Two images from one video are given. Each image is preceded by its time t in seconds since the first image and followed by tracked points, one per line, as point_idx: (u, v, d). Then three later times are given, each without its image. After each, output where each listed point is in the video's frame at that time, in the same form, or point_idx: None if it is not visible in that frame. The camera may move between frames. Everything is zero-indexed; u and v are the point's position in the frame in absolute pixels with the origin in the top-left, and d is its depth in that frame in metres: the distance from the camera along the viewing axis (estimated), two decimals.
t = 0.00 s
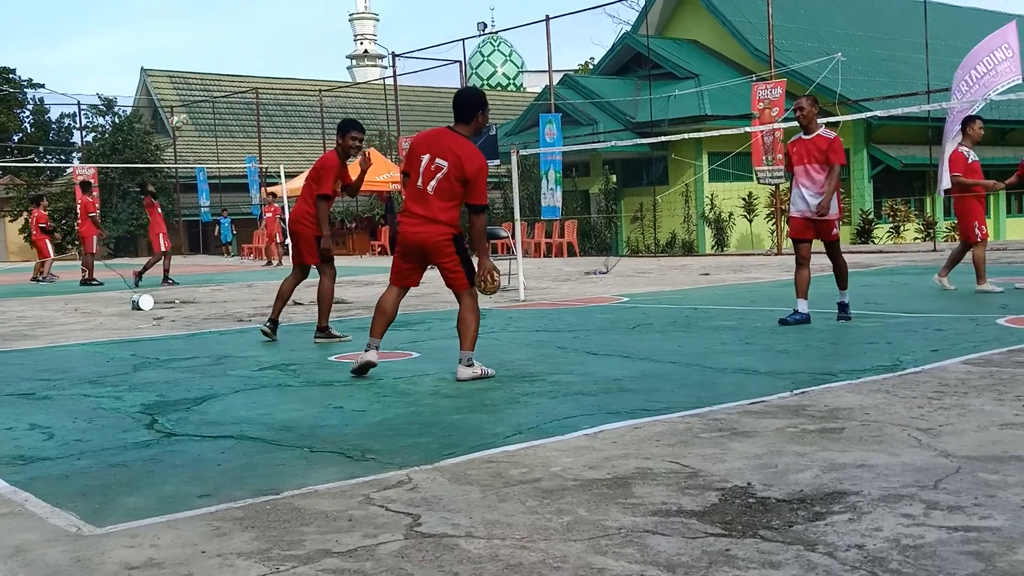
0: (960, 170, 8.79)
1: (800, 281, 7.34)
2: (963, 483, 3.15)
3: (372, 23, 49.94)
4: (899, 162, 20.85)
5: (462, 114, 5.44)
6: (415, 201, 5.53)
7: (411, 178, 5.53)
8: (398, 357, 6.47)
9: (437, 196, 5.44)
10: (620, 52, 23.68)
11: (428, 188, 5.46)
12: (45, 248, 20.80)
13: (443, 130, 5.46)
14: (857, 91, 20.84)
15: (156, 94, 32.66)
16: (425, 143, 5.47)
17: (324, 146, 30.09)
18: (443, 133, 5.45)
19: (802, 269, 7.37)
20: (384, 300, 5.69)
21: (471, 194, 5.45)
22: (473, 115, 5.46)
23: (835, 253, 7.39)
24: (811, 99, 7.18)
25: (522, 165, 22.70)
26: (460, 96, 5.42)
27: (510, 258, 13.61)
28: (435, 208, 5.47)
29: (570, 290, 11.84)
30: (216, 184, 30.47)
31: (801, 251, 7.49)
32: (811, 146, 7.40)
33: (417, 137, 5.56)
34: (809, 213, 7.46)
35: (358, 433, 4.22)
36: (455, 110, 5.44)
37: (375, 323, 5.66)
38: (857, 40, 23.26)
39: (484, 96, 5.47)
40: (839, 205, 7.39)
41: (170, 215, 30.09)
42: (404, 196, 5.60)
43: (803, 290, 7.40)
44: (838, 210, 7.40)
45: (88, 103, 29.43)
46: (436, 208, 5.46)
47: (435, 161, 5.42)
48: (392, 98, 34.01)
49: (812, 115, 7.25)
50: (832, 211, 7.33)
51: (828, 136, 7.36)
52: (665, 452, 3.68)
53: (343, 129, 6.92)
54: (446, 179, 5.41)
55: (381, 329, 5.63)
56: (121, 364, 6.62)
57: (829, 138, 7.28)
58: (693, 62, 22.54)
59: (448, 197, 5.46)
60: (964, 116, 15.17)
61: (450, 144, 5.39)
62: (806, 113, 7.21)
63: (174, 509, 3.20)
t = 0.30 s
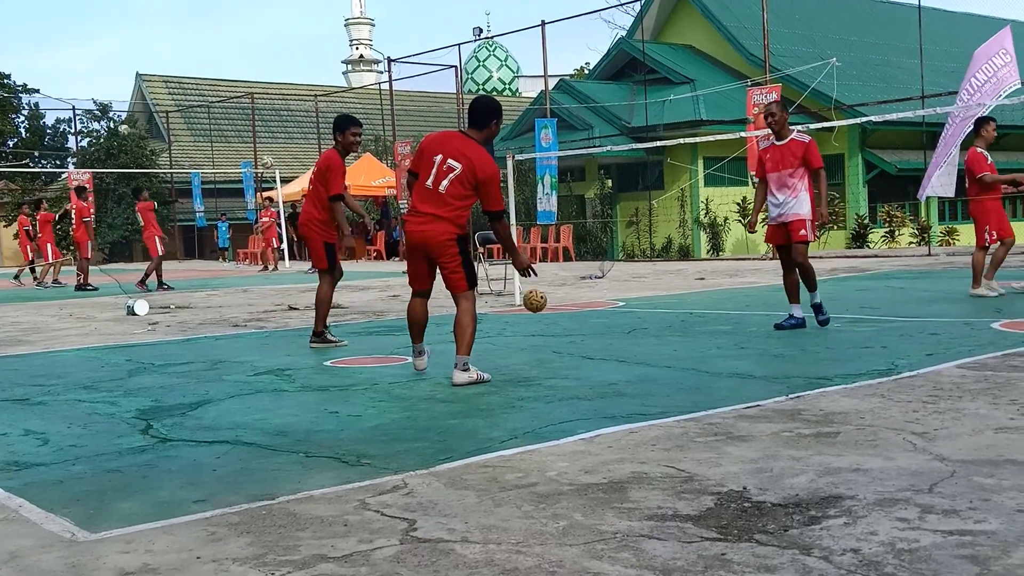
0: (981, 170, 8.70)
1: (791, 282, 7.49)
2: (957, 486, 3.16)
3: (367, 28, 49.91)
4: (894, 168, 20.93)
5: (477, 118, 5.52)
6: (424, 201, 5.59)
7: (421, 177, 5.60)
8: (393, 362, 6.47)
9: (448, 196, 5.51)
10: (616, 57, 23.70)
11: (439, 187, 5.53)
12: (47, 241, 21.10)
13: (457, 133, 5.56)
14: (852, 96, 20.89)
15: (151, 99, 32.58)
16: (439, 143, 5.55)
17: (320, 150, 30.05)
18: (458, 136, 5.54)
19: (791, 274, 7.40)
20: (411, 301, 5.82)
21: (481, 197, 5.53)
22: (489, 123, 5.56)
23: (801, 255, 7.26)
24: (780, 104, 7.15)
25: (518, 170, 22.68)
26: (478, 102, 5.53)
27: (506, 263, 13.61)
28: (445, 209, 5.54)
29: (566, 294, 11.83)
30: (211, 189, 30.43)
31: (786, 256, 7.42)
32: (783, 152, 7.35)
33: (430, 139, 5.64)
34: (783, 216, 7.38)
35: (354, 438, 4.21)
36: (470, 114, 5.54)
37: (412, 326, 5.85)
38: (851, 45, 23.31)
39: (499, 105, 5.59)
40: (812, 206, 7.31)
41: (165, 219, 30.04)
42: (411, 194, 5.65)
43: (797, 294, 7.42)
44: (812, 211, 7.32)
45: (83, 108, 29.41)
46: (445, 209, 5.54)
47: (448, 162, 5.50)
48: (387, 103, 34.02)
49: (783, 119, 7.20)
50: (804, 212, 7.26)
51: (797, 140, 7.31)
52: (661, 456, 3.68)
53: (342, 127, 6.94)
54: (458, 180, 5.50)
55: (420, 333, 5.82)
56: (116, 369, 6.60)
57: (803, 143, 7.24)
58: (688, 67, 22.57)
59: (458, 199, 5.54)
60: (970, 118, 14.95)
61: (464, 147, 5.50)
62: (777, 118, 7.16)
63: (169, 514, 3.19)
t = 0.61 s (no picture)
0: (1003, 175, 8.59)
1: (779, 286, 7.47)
2: (959, 489, 3.15)
3: (367, 30, 49.98)
4: (894, 170, 20.92)
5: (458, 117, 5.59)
6: (421, 207, 5.61)
7: (415, 183, 5.64)
8: (394, 365, 6.48)
9: (444, 197, 5.54)
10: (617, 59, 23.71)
11: (433, 191, 5.56)
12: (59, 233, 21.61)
13: (442, 135, 5.61)
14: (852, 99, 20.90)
15: (152, 102, 32.65)
16: (425, 148, 5.61)
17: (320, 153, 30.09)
18: (443, 137, 5.59)
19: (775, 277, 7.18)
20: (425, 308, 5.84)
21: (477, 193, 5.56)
22: (468, 119, 5.63)
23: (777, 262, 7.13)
24: (773, 108, 7.05)
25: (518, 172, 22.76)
26: (455, 102, 5.62)
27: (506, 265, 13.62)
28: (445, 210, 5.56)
29: (566, 297, 11.84)
30: (212, 192, 30.47)
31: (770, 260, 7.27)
32: (767, 157, 7.24)
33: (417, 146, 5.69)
34: (764, 222, 7.27)
35: (354, 441, 4.21)
36: (449, 115, 5.61)
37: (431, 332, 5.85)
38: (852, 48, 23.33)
39: (476, 101, 5.67)
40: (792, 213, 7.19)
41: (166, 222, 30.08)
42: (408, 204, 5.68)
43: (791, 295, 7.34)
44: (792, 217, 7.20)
45: (84, 111, 29.58)
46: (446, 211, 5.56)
47: (439, 163, 5.54)
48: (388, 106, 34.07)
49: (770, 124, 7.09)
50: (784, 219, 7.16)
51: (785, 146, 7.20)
52: (662, 460, 3.67)
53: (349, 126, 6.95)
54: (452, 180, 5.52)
55: (437, 336, 5.81)
56: (116, 372, 6.60)
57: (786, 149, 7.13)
58: (688, 70, 22.58)
59: (454, 198, 5.56)
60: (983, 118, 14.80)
61: (452, 147, 5.55)
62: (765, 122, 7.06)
63: (169, 517, 3.19)
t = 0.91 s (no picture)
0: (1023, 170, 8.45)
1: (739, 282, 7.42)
2: (955, 490, 3.16)
3: (367, 28, 49.92)
4: (893, 170, 20.90)
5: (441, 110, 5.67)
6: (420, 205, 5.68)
7: (410, 181, 5.70)
8: (389, 364, 6.45)
9: (443, 192, 5.62)
10: (616, 58, 23.69)
11: (431, 187, 5.64)
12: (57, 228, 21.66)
13: (428, 130, 5.69)
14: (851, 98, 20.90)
15: (151, 98, 32.59)
16: (415, 147, 5.67)
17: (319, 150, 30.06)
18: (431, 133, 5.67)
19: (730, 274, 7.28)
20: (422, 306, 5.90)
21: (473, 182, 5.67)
22: (449, 110, 5.73)
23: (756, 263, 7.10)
24: (755, 105, 6.96)
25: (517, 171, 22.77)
26: (434, 96, 5.69)
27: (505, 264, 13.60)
28: (446, 205, 5.65)
29: (564, 296, 11.84)
30: (211, 189, 30.44)
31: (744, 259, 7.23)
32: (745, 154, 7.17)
33: (403, 144, 5.73)
34: (734, 219, 7.26)
35: (351, 439, 4.21)
36: (432, 109, 5.69)
37: (429, 329, 5.87)
38: (851, 47, 23.32)
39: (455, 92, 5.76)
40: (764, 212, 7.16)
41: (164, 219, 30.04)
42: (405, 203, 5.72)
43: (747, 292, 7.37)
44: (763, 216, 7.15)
45: (82, 107, 29.46)
46: (447, 205, 5.66)
47: (432, 159, 5.62)
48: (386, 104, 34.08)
49: (750, 122, 7.00)
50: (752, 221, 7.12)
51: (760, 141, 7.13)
52: (659, 458, 3.68)
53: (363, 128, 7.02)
54: (447, 173, 5.61)
55: (435, 333, 5.83)
56: (114, 369, 6.60)
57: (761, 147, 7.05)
58: (687, 69, 22.57)
59: (451, 190, 5.65)
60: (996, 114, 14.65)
61: (443, 141, 5.63)
62: (745, 120, 6.97)
63: (166, 515, 3.18)
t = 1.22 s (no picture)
0: None
1: (681, 281, 7.34)
2: (952, 487, 3.16)
3: (365, 22, 49.84)
4: (891, 168, 20.91)
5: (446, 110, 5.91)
6: (427, 203, 5.95)
7: (419, 180, 5.97)
8: (387, 358, 6.44)
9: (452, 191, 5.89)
10: (614, 54, 23.68)
11: (440, 186, 5.90)
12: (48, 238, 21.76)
13: (434, 130, 5.93)
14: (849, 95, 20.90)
15: (149, 91, 32.54)
16: (422, 146, 5.92)
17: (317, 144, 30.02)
18: (438, 133, 5.90)
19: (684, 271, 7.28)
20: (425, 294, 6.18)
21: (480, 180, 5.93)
22: (453, 109, 5.96)
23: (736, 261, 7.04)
24: (723, 103, 6.82)
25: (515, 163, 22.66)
26: (439, 95, 5.92)
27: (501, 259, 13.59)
28: (452, 202, 5.91)
29: (562, 291, 11.84)
30: (208, 182, 30.39)
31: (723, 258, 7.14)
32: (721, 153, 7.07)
33: (411, 143, 5.99)
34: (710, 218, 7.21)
35: (348, 433, 4.21)
36: (436, 109, 5.91)
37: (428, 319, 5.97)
38: (850, 44, 23.32)
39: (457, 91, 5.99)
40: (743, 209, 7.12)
41: (161, 212, 30.00)
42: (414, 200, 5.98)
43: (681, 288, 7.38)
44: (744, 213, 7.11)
45: (80, 100, 29.33)
46: (453, 202, 5.92)
47: (440, 159, 5.87)
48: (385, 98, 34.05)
49: (722, 122, 6.89)
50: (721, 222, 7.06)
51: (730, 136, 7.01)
52: (656, 454, 3.68)
53: (388, 120, 6.98)
54: (456, 172, 5.87)
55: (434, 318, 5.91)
56: (111, 362, 6.59)
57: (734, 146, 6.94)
58: (686, 65, 22.58)
59: (459, 188, 5.91)
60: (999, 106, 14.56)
61: (449, 140, 5.87)
62: (714, 120, 6.87)
63: (163, 508, 3.19)
